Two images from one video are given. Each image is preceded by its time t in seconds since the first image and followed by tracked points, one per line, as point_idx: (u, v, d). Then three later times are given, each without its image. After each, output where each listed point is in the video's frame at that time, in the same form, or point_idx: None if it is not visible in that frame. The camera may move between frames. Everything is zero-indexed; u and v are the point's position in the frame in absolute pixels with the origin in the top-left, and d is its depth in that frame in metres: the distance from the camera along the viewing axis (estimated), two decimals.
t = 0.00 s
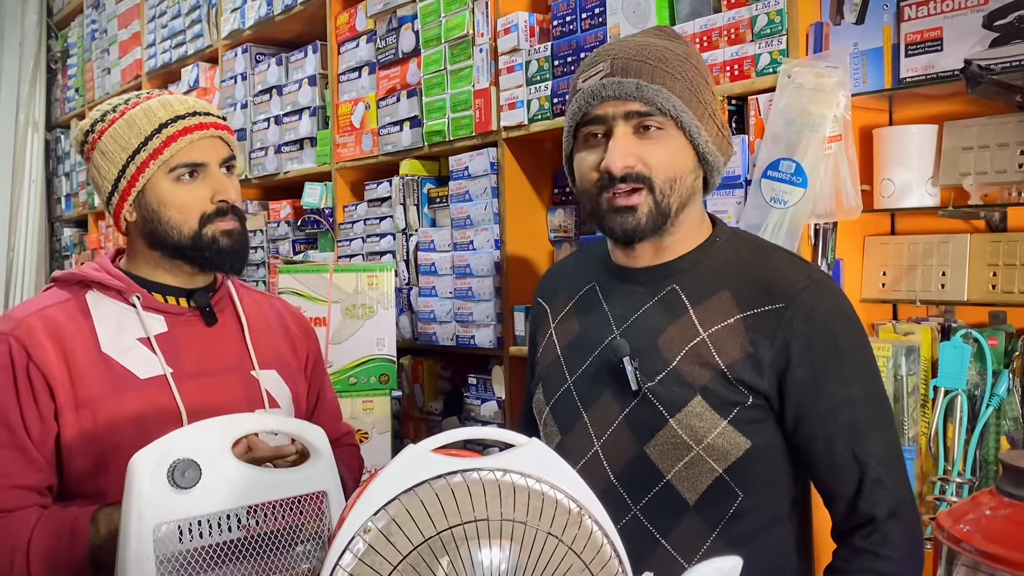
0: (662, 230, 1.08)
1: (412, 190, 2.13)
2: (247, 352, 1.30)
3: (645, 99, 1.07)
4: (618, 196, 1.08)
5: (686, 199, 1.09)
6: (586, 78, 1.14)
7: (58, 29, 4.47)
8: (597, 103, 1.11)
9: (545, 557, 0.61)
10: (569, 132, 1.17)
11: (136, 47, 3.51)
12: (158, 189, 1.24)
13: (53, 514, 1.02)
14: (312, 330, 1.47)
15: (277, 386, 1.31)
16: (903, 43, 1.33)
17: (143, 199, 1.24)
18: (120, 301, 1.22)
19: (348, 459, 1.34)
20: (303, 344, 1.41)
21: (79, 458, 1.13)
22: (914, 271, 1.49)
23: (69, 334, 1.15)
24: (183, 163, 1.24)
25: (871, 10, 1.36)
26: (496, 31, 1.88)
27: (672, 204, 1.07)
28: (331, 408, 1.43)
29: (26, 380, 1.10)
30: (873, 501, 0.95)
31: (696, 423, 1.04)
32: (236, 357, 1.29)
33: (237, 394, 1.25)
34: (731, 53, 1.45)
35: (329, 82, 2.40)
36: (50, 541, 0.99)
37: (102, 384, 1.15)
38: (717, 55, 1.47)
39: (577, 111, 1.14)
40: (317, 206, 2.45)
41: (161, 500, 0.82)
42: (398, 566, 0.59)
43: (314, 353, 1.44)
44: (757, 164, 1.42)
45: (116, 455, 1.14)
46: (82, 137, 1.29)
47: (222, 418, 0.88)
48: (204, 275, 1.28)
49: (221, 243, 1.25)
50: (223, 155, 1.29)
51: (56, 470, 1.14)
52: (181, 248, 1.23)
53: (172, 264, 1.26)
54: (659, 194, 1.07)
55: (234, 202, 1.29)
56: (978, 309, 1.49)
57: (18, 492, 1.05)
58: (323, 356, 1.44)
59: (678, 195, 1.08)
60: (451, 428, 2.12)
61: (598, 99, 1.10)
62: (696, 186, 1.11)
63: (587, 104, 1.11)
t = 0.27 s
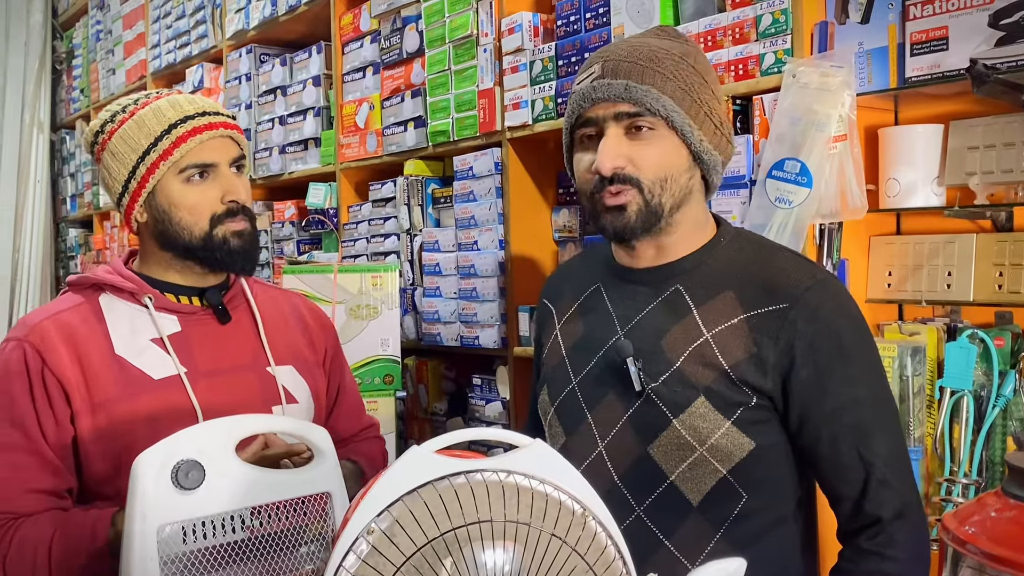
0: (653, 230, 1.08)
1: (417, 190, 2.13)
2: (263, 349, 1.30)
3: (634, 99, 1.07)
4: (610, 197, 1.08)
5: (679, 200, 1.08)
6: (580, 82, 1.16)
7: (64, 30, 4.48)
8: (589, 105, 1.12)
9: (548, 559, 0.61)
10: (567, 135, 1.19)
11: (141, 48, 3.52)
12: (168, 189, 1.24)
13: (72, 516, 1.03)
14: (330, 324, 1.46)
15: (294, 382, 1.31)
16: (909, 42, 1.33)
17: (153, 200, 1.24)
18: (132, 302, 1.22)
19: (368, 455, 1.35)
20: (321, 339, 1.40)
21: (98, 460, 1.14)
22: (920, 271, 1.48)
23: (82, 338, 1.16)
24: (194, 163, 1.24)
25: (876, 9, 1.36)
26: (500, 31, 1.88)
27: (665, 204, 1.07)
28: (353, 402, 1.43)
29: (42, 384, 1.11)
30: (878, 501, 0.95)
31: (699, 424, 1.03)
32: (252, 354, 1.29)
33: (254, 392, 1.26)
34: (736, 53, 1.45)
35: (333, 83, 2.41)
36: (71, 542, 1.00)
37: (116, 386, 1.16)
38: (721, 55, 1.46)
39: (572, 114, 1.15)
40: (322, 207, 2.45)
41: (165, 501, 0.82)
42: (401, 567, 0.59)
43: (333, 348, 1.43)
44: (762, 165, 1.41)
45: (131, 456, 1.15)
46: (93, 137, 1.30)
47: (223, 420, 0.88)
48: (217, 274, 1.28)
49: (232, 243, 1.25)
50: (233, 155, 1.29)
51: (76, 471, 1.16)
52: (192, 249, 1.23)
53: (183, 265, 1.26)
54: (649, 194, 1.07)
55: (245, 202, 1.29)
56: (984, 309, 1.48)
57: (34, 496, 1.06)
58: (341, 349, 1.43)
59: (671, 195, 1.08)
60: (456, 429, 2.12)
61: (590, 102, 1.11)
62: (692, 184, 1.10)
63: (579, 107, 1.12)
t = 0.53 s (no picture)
0: (647, 231, 1.09)
1: (423, 191, 2.13)
2: (283, 345, 1.30)
3: (623, 103, 1.08)
4: (604, 200, 1.11)
5: (675, 202, 1.08)
6: (578, 87, 1.17)
7: (70, 30, 4.49)
8: (583, 110, 1.14)
9: (555, 559, 0.61)
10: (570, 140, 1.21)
11: (147, 49, 3.53)
12: (185, 187, 1.24)
13: (95, 517, 1.04)
14: (353, 317, 1.48)
15: (315, 377, 1.31)
16: (916, 42, 1.33)
17: (170, 197, 1.25)
18: (153, 302, 1.23)
19: (390, 449, 1.37)
20: (343, 333, 1.41)
21: (120, 460, 1.15)
22: (928, 272, 1.48)
23: (103, 338, 1.17)
24: (210, 161, 1.25)
25: (883, 9, 1.36)
26: (506, 31, 1.88)
27: (658, 206, 1.08)
28: (378, 395, 1.45)
29: (63, 385, 1.12)
30: (886, 502, 0.95)
31: (707, 425, 1.03)
32: (272, 351, 1.29)
33: (276, 389, 1.26)
34: (743, 53, 1.44)
35: (339, 83, 2.41)
36: (93, 542, 1.01)
37: (137, 385, 1.16)
38: (728, 54, 1.46)
39: (571, 119, 1.17)
40: (328, 207, 2.45)
41: (174, 501, 0.82)
42: (408, 567, 0.59)
43: (356, 341, 1.44)
44: (769, 165, 1.41)
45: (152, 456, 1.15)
46: (110, 138, 1.31)
47: (233, 419, 0.88)
48: (235, 272, 1.28)
49: (250, 240, 1.25)
50: (248, 151, 1.29)
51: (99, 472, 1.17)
52: (210, 246, 1.23)
53: (203, 263, 1.27)
54: (642, 195, 1.08)
55: (261, 198, 1.29)
56: (993, 310, 1.49)
57: (60, 496, 1.09)
58: (364, 342, 1.44)
59: (665, 197, 1.08)
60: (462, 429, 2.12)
61: (583, 107, 1.13)
62: (688, 185, 1.09)
63: (574, 113, 1.14)
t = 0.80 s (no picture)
0: (647, 233, 1.09)
1: (431, 191, 2.13)
2: (306, 344, 1.30)
3: (618, 108, 1.09)
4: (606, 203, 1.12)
5: (676, 203, 1.08)
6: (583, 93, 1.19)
7: (79, 31, 4.51)
8: (586, 116, 1.16)
9: (565, 559, 0.61)
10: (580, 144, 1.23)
11: (156, 50, 3.54)
12: (210, 187, 1.25)
13: (113, 513, 1.05)
14: (375, 316, 1.47)
15: (338, 376, 1.31)
16: (927, 41, 1.33)
17: (195, 198, 1.26)
18: (177, 300, 1.24)
19: (409, 448, 1.36)
20: (365, 333, 1.40)
21: (144, 456, 1.16)
22: (938, 272, 1.47)
23: (129, 336, 1.18)
24: (233, 161, 1.25)
25: (894, 9, 1.36)
26: (514, 31, 1.88)
27: (658, 208, 1.08)
28: (399, 394, 1.45)
29: (88, 382, 1.14)
30: (897, 503, 0.94)
31: (719, 426, 1.03)
32: (295, 350, 1.29)
33: (299, 388, 1.26)
34: (752, 53, 1.44)
35: (347, 84, 2.42)
36: (111, 539, 1.02)
37: (161, 383, 1.17)
38: (737, 54, 1.46)
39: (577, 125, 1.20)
40: (337, 208, 2.44)
41: (184, 501, 0.83)
42: (419, 566, 0.60)
43: (378, 341, 1.44)
44: (778, 165, 1.41)
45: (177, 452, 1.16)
46: (134, 140, 1.32)
47: (243, 419, 0.89)
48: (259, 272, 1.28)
49: (273, 239, 1.25)
50: (271, 151, 1.30)
51: (121, 468, 1.18)
52: (234, 246, 1.23)
53: (226, 263, 1.27)
54: (641, 198, 1.09)
55: (285, 198, 1.29)
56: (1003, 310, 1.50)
57: (79, 492, 1.10)
58: (386, 341, 1.44)
59: (664, 199, 1.08)
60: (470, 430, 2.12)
61: (585, 113, 1.15)
62: (689, 187, 1.09)
63: (577, 119, 1.16)
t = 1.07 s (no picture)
0: (647, 236, 1.10)
1: (440, 192, 2.14)
2: (326, 344, 1.31)
3: (610, 114, 1.11)
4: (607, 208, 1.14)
5: (675, 206, 1.09)
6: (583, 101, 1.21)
7: (90, 33, 4.54)
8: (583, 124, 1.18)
9: (578, 558, 0.61)
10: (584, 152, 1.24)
11: (167, 52, 3.56)
12: (236, 188, 1.26)
13: (130, 507, 1.07)
14: (394, 319, 1.48)
15: (356, 377, 1.32)
16: (938, 41, 1.33)
17: (221, 198, 1.27)
18: (202, 297, 1.25)
19: (423, 450, 1.36)
20: (384, 336, 1.41)
21: (163, 452, 1.17)
22: (949, 272, 1.47)
23: (153, 331, 1.19)
24: (259, 162, 1.26)
25: (904, 9, 1.35)
26: (525, 32, 1.89)
27: (656, 212, 1.09)
28: (415, 395, 1.45)
29: (111, 375, 1.16)
30: (910, 503, 0.95)
31: (731, 426, 1.03)
32: (316, 349, 1.30)
33: (318, 387, 1.27)
34: (762, 53, 1.45)
35: (358, 85, 2.43)
36: (128, 532, 1.04)
37: (183, 378, 1.18)
38: (748, 54, 1.46)
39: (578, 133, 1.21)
40: (348, 208, 2.47)
41: (197, 498, 0.84)
42: (433, 564, 0.61)
43: (396, 343, 1.44)
44: (789, 165, 1.41)
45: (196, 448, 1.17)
46: (160, 141, 1.33)
47: (257, 417, 0.89)
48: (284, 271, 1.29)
49: (298, 240, 1.26)
50: (297, 152, 1.31)
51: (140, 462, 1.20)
52: (260, 246, 1.24)
53: (251, 262, 1.28)
54: (639, 202, 1.10)
55: (309, 199, 1.31)
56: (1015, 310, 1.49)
57: (98, 483, 1.13)
58: (404, 344, 1.44)
59: (661, 202, 1.09)
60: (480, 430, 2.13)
61: (582, 121, 1.17)
62: (686, 188, 1.09)
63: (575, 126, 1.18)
